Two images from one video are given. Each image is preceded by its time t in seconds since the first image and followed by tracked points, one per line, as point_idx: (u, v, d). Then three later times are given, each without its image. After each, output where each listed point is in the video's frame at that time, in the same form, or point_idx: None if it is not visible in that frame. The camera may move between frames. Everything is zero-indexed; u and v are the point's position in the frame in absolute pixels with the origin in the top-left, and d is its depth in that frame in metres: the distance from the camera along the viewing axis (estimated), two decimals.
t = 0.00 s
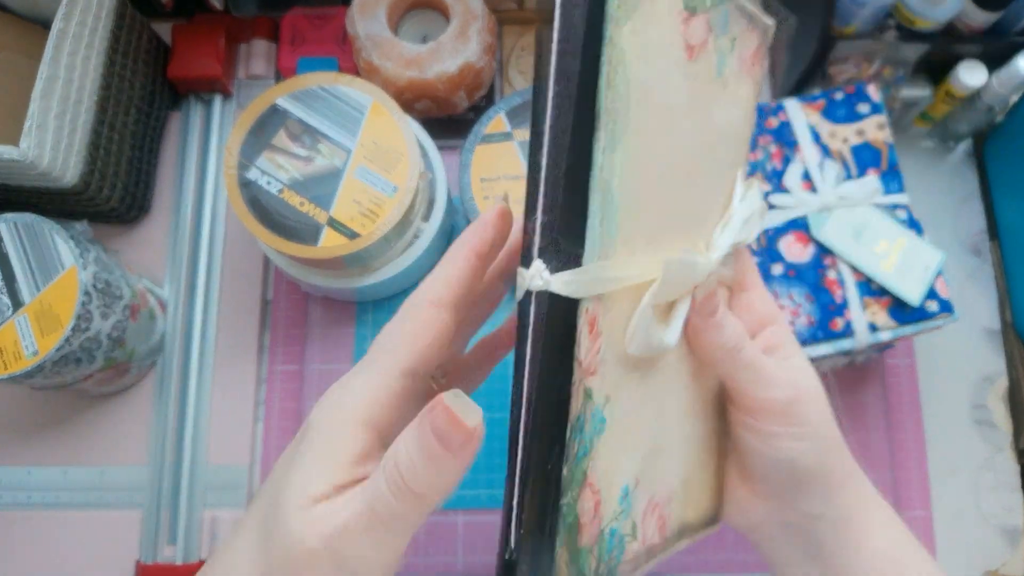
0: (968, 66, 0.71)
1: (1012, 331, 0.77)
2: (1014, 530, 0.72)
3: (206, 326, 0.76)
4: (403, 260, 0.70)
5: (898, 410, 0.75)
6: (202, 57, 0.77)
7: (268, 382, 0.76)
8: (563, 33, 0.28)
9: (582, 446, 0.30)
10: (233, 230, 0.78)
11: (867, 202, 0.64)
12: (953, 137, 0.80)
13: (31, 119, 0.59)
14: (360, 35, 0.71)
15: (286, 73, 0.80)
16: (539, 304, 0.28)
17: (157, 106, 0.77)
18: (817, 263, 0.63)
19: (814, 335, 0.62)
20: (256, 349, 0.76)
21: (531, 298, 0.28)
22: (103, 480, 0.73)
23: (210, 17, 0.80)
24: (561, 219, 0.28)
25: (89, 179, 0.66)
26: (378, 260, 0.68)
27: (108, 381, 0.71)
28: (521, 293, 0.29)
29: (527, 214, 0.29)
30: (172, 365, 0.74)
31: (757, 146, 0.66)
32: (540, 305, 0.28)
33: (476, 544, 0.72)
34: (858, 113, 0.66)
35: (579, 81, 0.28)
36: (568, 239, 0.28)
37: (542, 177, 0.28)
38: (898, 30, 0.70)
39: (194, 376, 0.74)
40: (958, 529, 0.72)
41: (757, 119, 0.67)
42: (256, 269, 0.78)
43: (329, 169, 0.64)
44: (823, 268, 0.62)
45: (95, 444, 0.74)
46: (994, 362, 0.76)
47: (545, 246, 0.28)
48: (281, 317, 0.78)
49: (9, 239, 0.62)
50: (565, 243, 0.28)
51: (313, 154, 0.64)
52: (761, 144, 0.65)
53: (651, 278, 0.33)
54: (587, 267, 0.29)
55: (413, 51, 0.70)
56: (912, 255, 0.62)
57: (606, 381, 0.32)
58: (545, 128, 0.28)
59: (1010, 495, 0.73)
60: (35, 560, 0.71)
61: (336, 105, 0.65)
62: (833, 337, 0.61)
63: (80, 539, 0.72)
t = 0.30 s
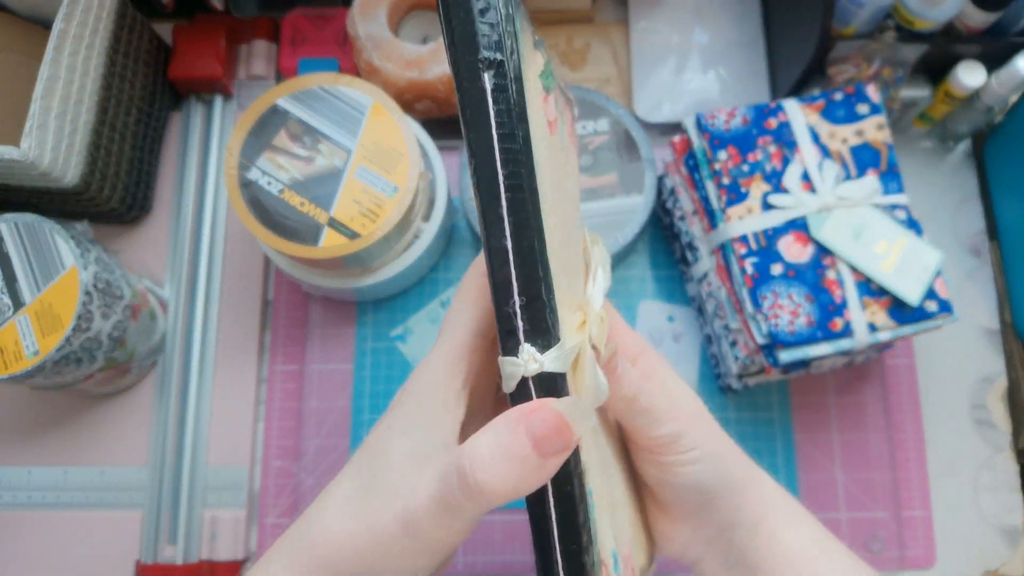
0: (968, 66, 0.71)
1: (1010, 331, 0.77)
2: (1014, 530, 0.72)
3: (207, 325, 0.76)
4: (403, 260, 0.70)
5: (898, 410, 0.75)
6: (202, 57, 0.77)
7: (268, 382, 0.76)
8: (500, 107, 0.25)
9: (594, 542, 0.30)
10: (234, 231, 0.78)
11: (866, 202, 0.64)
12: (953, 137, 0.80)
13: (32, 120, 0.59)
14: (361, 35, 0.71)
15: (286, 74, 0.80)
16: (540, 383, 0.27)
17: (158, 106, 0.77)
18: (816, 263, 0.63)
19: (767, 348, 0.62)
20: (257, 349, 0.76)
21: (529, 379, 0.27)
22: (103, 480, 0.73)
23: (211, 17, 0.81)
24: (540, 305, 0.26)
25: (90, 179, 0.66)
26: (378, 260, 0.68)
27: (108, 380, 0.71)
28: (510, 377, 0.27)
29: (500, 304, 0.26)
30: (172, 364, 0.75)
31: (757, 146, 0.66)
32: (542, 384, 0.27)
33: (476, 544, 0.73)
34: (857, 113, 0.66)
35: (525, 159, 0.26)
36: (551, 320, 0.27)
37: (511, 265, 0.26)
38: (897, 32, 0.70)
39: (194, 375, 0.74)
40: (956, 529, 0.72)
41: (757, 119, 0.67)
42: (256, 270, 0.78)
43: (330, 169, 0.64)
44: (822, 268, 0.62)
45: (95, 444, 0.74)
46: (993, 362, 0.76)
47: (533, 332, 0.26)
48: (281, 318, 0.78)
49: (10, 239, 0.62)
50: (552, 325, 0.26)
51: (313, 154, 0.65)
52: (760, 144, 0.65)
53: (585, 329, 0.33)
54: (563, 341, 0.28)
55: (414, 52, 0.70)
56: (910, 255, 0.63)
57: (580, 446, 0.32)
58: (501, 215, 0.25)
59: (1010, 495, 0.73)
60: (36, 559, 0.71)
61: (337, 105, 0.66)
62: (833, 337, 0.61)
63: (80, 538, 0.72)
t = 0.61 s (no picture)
0: (967, 66, 0.71)
1: (1010, 332, 0.77)
2: (1014, 530, 0.72)
3: (206, 325, 0.76)
4: (404, 260, 0.70)
5: (898, 410, 0.75)
6: (202, 57, 0.77)
7: (268, 383, 0.76)
8: (545, 138, 0.29)
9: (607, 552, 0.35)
10: (234, 231, 0.78)
11: (866, 202, 0.64)
12: (953, 137, 0.81)
13: (32, 119, 0.59)
14: (361, 35, 0.71)
15: (286, 74, 0.80)
16: (563, 407, 0.33)
17: (158, 106, 0.77)
18: (816, 263, 0.63)
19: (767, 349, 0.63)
20: (257, 349, 0.76)
21: (554, 402, 0.32)
22: (104, 479, 0.73)
23: (211, 17, 0.81)
24: (572, 330, 0.30)
25: (90, 179, 0.66)
26: (378, 259, 0.68)
27: (108, 381, 0.71)
28: (539, 396, 0.32)
29: (531, 328, 0.30)
30: (172, 364, 0.74)
31: (757, 146, 0.66)
32: (567, 409, 0.33)
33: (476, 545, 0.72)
34: (857, 113, 0.66)
35: (565, 185, 0.30)
36: (580, 344, 0.31)
37: (546, 287, 0.30)
38: (897, 32, 0.70)
39: (194, 375, 0.74)
40: (955, 528, 0.72)
41: (757, 119, 0.67)
42: (256, 270, 0.78)
43: (330, 169, 0.64)
44: (821, 268, 0.62)
45: (95, 444, 0.74)
46: (993, 362, 0.76)
47: (563, 353, 0.31)
48: (281, 318, 0.78)
49: (9, 239, 0.62)
50: (580, 347, 0.31)
51: (313, 155, 0.64)
52: (760, 144, 0.65)
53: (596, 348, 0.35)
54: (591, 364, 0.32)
55: (413, 52, 0.70)
56: (910, 255, 0.63)
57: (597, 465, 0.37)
58: (541, 240, 0.29)
59: (1010, 494, 0.73)
60: (36, 559, 0.71)
61: (337, 105, 0.66)
62: (833, 337, 0.61)
63: (81, 538, 0.72)
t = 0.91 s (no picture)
0: (968, 67, 0.71)
1: (1010, 332, 0.77)
2: (1014, 530, 0.72)
3: (207, 325, 0.76)
4: (404, 260, 0.70)
5: (898, 410, 0.75)
6: (202, 57, 0.77)
7: (268, 383, 0.76)
8: (538, 137, 0.29)
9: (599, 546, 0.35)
10: (234, 231, 0.78)
11: (866, 202, 0.64)
12: (953, 137, 0.80)
13: (32, 120, 0.59)
14: (361, 35, 0.71)
15: (286, 74, 0.81)
16: (553, 403, 0.33)
17: (158, 106, 0.77)
18: (816, 263, 0.63)
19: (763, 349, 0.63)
20: (257, 349, 0.76)
21: (545, 401, 0.32)
22: (104, 480, 0.73)
23: (211, 17, 0.81)
24: (564, 330, 0.31)
25: (90, 179, 0.66)
26: (379, 259, 0.68)
27: (108, 381, 0.71)
28: (529, 396, 0.32)
29: (522, 326, 0.31)
30: (172, 364, 0.74)
31: (757, 146, 0.66)
32: (556, 404, 0.33)
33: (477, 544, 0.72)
34: (857, 113, 0.66)
35: (558, 184, 0.30)
36: (572, 346, 0.31)
37: (539, 289, 0.30)
38: (897, 32, 0.70)
39: (194, 375, 0.74)
40: (955, 528, 0.72)
41: (757, 119, 0.67)
42: (256, 270, 0.78)
43: (330, 169, 0.64)
44: (821, 268, 0.62)
45: (95, 443, 0.74)
46: (993, 362, 0.76)
47: (555, 354, 0.31)
48: (281, 318, 0.78)
49: (9, 239, 0.62)
50: (571, 349, 0.31)
51: (313, 155, 0.65)
52: (760, 144, 0.65)
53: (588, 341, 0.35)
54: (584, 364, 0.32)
55: (414, 51, 0.70)
56: (909, 255, 0.63)
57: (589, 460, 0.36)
58: (533, 239, 0.29)
59: (1010, 495, 0.73)
60: (36, 559, 0.71)
61: (337, 106, 0.66)
62: (833, 337, 0.61)
63: (81, 538, 0.72)
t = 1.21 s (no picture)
0: (968, 66, 0.71)
1: (1010, 331, 0.77)
2: (1013, 529, 0.72)
3: (207, 324, 0.76)
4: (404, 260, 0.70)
5: (898, 410, 0.75)
6: (202, 57, 0.77)
7: (268, 382, 0.76)
8: (525, 121, 0.28)
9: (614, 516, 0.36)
10: (234, 231, 0.78)
11: (866, 202, 0.64)
12: (953, 137, 0.80)
13: (32, 120, 0.59)
14: (361, 35, 0.71)
15: (286, 74, 0.81)
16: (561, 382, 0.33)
17: (158, 106, 0.77)
18: (816, 263, 0.63)
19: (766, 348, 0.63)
20: (256, 348, 0.76)
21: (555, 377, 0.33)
22: (103, 479, 0.73)
23: (211, 17, 0.81)
24: (566, 307, 0.31)
25: (90, 179, 0.66)
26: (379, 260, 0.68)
27: (109, 380, 0.71)
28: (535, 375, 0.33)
29: (527, 307, 0.31)
30: (173, 363, 0.74)
31: (757, 146, 0.66)
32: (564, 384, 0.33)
33: (477, 544, 0.72)
34: (857, 113, 0.66)
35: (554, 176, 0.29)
36: (574, 319, 0.32)
37: (539, 275, 0.30)
38: (897, 32, 0.70)
39: (195, 374, 0.75)
40: (955, 528, 0.72)
41: (757, 119, 0.67)
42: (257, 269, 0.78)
43: (330, 169, 0.64)
44: (821, 268, 0.62)
45: (95, 443, 0.74)
46: (993, 362, 0.76)
47: (560, 328, 0.32)
48: (281, 317, 0.78)
49: (10, 239, 0.62)
50: (574, 322, 0.32)
51: (313, 155, 0.65)
52: (760, 144, 0.65)
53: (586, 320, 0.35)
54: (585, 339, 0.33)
55: (414, 51, 0.70)
56: (909, 255, 0.63)
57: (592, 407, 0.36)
58: (530, 230, 0.30)
59: (1010, 495, 0.73)
60: (36, 559, 0.71)
61: (337, 106, 0.66)
62: (832, 337, 0.61)
63: (81, 538, 0.72)
